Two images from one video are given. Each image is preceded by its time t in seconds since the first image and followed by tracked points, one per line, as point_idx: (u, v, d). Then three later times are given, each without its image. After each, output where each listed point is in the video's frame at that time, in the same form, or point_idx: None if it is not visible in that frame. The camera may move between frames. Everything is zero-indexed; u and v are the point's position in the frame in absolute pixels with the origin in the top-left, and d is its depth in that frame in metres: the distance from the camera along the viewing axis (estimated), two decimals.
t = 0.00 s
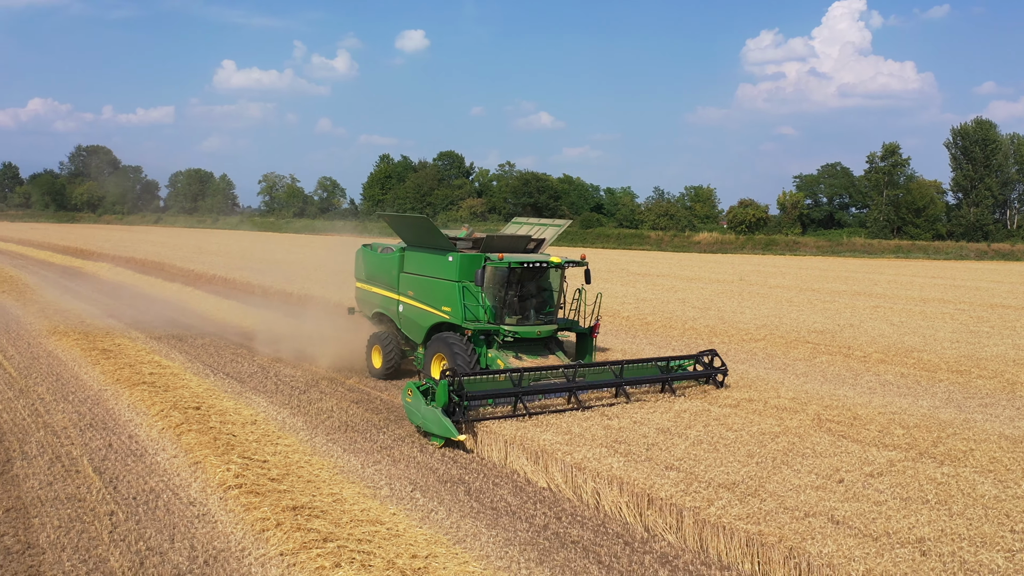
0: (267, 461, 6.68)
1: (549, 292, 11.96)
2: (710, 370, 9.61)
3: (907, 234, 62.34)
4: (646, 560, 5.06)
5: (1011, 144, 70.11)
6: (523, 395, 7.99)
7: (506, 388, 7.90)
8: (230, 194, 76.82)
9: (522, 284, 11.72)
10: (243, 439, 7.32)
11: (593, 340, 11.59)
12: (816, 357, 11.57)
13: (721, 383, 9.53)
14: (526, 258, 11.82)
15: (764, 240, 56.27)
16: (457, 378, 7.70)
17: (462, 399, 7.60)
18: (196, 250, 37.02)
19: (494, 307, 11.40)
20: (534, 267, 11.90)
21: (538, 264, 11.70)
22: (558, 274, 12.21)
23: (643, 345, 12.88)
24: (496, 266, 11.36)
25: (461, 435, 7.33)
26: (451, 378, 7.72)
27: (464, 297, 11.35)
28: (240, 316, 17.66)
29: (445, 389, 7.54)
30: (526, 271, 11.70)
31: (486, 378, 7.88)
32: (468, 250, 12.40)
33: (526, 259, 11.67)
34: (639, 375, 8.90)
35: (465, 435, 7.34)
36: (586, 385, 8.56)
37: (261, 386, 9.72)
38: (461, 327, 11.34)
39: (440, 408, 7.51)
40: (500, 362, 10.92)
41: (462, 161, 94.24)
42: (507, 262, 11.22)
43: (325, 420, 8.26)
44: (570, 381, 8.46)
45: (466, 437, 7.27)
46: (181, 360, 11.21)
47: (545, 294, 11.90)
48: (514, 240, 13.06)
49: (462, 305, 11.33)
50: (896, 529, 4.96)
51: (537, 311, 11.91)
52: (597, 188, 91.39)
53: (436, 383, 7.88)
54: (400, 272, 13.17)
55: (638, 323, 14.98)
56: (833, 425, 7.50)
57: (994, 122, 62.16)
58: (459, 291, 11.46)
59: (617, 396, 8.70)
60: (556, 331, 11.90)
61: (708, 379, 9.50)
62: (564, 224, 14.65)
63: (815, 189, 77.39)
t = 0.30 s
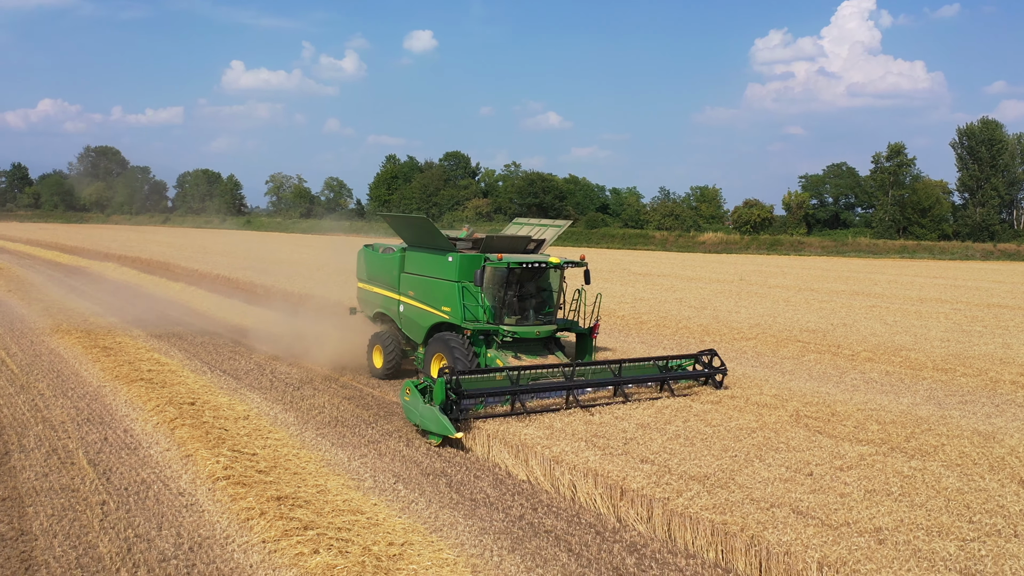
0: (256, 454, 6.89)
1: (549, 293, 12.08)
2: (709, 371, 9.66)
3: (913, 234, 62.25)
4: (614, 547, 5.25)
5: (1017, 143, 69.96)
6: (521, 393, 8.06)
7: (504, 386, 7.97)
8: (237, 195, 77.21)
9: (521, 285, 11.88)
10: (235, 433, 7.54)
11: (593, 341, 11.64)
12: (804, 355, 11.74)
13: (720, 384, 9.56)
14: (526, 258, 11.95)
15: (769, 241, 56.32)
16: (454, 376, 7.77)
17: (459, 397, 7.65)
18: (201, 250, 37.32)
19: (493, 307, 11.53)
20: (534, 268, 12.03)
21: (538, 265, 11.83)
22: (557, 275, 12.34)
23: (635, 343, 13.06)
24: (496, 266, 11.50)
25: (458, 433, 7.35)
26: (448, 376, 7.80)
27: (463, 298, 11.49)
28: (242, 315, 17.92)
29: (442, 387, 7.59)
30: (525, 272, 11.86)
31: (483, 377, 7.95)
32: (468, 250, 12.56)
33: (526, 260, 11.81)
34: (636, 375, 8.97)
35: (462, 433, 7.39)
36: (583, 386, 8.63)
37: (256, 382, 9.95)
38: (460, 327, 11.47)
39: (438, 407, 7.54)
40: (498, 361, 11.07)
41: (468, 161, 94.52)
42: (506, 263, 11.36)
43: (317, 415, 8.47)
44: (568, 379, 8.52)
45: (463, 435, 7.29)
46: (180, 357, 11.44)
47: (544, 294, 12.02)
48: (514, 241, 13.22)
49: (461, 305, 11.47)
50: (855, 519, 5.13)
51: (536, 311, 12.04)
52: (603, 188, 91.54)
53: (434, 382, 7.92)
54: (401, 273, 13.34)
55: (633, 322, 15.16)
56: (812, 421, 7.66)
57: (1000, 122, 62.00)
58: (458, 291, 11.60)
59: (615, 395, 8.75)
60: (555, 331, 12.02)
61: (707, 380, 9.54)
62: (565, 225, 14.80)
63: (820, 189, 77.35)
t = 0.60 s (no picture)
0: (247, 448, 7.10)
1: (549, 294, 12.11)
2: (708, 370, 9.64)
3: (918, 234, 62.14)
4: (585, 536, 5.44)
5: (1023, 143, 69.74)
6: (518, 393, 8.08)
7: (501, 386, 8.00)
8: (244, 194, 77.62)
9: (520, 284, 11.93)
10: (228, 428, 7.76)
11: (593, 342, 11.60)
12: (793, 354, 11.89)
13: (719, 384, 9.53)
14: (526, 259, 11.99)
15: (774, 241, 56.38)
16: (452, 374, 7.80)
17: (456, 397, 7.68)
18: (207, 250, 37.63)
19: (492, 308, 11.60)
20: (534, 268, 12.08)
21: (537, 266, 11.87)
22: (558, 275, 12.38)
23: (628, 342, 13.23)
24: (495, 267, 11.56)
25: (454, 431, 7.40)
26: (445, 375, 7.83)
27: (462, 298, 11.58)
28: (244, 314, 18.17)
29: (438, 385, 7.66)
30: (524, 271, 11.91)
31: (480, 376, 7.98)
32: (467, 250, 12.67)
33: (526, 261, 11.85)
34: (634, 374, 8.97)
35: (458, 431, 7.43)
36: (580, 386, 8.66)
37: (252, 379, 10.17)
38: (460, 327, 11.55)
39: (435, 404, 7.60)
40: (496, 361, 11.18)
41: (475, 162, 94.82)
42: (506, 264, 11.41)
43: (309, 411, 8.68)
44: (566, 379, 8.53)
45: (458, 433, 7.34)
46: (179, 355, 11.68)
47: (544, 295, 12.06)
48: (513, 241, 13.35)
49: (460, 306, 11.54)
50: (817, 510, 5.30)
51: (535, 311, 12.09)
52: (609, 189, 91.70)
53: (432, 381, 7.99)
54: (401, 273, 13.48)
55: (628, 321, 15.33)
56: (790, 418, 7.83)
57: (1006, 122, 61.83)
58: (458, 291, 11.68)
59: (613, 395, 8.77)
60: (554, 332, 12.10)
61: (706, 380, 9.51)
62: (565, 226, 14.97)
63: (826, 190, 77.29)
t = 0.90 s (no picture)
0: (238, 441, 7.32)
1: (547, 294, 12.17)
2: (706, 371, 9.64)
3: (924, 234, 62.06)
4: (559, 525, 5.64)
5: None
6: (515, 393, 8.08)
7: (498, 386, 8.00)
8: (251, 195, 78.09)
9: (518, 285, 12.01)
10: (221, 422, 7.99)
11: (592, 342, 11.66)
12: (782, 352, 12.06)
13: (718, 385, 9.52)
14: (524, 259, 12.08)
15: (778, 241, 56.47)
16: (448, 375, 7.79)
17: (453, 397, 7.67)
18: (212, 250, 37.94)
19: (490, 308, 11.68)
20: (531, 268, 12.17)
21: (535, 266, 11.96)
22: (557, 276, 12.44)
23: (621, 340, 13.42)
24: (493, 268, 11.65)
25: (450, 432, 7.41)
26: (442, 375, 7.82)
27: (461, 299, 11.65)
28: (247, 313, 18.42)
29: (435, 386, 7.65)
30: (522, 272, 11.99)
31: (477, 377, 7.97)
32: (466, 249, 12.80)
33: (523, 261, 11.94)
34: (632, 375, 8.99)
35: (455, 433, 7.43)
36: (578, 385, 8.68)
37: (248, 377, 10.41)
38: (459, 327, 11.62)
39: (432, 406, 7.60)
40: (495, 361, 11.27)
41: (480, 162, 95.12)
42: (503, 264, 11.50)
43: (303, 406, 8.90)
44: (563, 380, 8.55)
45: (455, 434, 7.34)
46: (178, 353, 11.91)
47: (543, 295, 12.12)
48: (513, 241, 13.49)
49: (459, 306, 11.63)
50: (783, 501, 5.49)
51: (534, 311, 12.16)
52: (614, 189, 91.87)
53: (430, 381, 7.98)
54: (402, 273, 13.60)
55: (623, 320, 15.52)
56: (771, 414, 8.01)
57: (1012, 122, 61.68)
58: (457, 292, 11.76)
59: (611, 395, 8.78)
60: (552, 332, 12.17)
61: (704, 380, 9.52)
62: (565, 227, 15.13)
63: (831, 190, 77.21)
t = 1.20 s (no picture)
0: (231, 435, 7.55)
1: (548, 294, 12.11)
2: (705, 371, 9.72)
3: (929, 235, 61.90)
4: (536, 515, 5.84)
5: None
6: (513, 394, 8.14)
7: (496, 386, 8.06)
8: (258, 195, 78.58)
9: (518, 286, 11.97)
10: (216, 417, 8.22)
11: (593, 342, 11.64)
12: (772, 351, 12.21)
13: (716, 385, 9.62)
14: (525, 259, 12.02)
15: (784, 241, 56.48)
16: (446, 375, 7.87)
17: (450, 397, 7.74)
18: (218, 250, 38.26)
19: (491, 309, 11.63)
20: (531, 268, 12.12)
21: (534, 266, 11.90)
22: (557, 275, 12.37)
23: (615, 339, 13.60)
24: (493, 268, 11.57)
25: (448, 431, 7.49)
26: (440, 375, 7.90)
27: (462, 299, 11.62)
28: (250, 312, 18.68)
29: (434, 386, 7.75)
30: (522, 273, 11.95)
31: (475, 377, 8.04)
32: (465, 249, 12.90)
33: (523, 261, 11.87)
34: (631, 375, 9.04)
35: (453, 431, 7.51)
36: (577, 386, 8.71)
37: (246, 374, 10.64)
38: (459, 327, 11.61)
39: (430, 405, 7.70)
40: (495, 361, 11.25)
41: (487, 163, 95.38)
42: (503, 265, 11.43)
43: (298, 402, 9.13)
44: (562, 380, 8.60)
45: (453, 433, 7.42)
46: (178, 351, 12.16)
47: (543, 295, 12.06)
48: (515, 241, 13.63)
49: (460, 307, 11.59)
50: (752, 492, 5.67)
51: (534, 311, 12.10)
52: (620, 189, 91.99)
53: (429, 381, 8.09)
54: (401, 275, 13.69)
55: (620, 319, 15.69)
56: (753, 410, 8.16)
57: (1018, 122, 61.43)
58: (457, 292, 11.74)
59: (610, 395, 8.82)
60: (552, 332, 12.12)
61: (702, 381, 9.60)
62: (565, 227, 15.15)
63: (837, 190, 77.07)
